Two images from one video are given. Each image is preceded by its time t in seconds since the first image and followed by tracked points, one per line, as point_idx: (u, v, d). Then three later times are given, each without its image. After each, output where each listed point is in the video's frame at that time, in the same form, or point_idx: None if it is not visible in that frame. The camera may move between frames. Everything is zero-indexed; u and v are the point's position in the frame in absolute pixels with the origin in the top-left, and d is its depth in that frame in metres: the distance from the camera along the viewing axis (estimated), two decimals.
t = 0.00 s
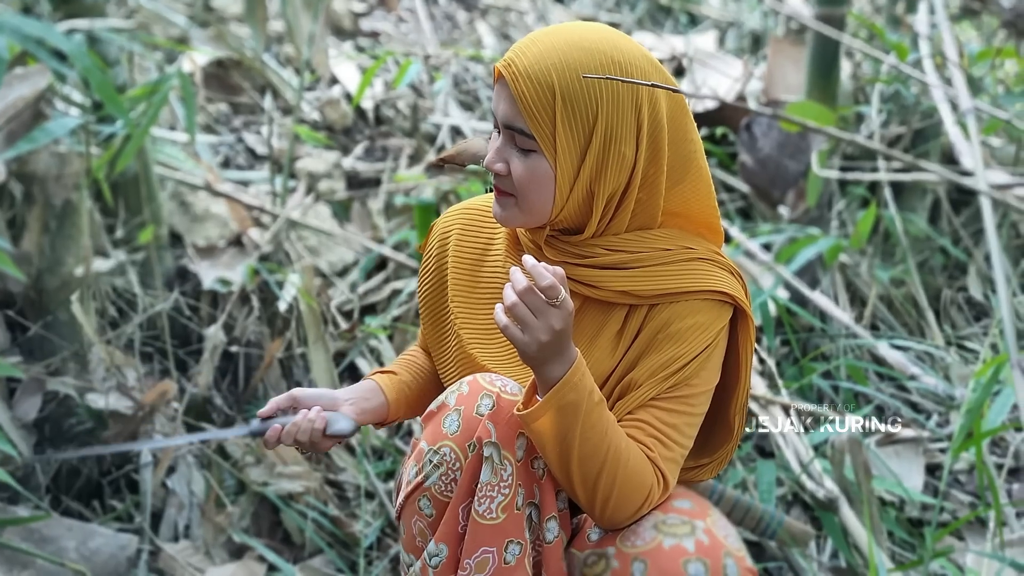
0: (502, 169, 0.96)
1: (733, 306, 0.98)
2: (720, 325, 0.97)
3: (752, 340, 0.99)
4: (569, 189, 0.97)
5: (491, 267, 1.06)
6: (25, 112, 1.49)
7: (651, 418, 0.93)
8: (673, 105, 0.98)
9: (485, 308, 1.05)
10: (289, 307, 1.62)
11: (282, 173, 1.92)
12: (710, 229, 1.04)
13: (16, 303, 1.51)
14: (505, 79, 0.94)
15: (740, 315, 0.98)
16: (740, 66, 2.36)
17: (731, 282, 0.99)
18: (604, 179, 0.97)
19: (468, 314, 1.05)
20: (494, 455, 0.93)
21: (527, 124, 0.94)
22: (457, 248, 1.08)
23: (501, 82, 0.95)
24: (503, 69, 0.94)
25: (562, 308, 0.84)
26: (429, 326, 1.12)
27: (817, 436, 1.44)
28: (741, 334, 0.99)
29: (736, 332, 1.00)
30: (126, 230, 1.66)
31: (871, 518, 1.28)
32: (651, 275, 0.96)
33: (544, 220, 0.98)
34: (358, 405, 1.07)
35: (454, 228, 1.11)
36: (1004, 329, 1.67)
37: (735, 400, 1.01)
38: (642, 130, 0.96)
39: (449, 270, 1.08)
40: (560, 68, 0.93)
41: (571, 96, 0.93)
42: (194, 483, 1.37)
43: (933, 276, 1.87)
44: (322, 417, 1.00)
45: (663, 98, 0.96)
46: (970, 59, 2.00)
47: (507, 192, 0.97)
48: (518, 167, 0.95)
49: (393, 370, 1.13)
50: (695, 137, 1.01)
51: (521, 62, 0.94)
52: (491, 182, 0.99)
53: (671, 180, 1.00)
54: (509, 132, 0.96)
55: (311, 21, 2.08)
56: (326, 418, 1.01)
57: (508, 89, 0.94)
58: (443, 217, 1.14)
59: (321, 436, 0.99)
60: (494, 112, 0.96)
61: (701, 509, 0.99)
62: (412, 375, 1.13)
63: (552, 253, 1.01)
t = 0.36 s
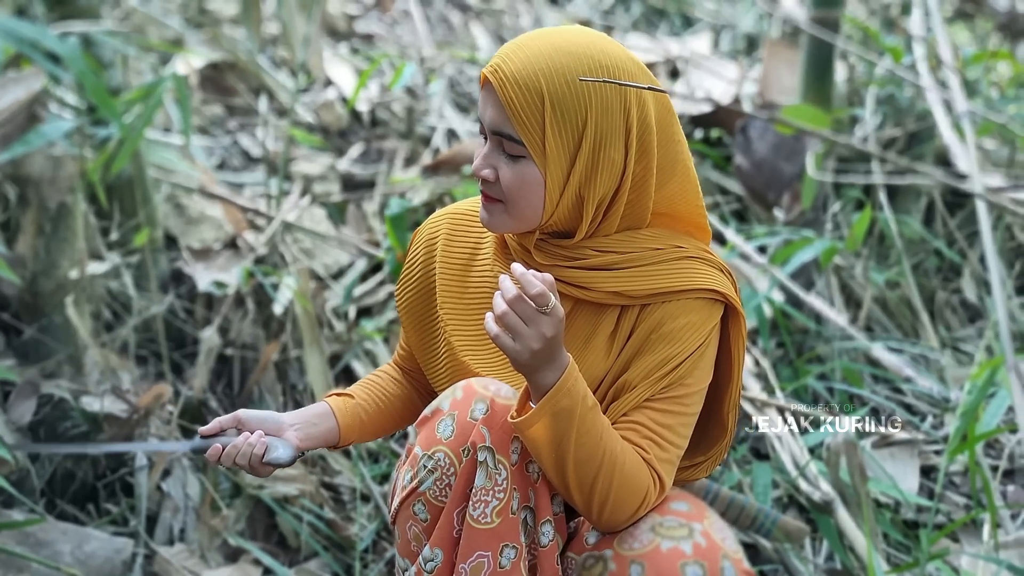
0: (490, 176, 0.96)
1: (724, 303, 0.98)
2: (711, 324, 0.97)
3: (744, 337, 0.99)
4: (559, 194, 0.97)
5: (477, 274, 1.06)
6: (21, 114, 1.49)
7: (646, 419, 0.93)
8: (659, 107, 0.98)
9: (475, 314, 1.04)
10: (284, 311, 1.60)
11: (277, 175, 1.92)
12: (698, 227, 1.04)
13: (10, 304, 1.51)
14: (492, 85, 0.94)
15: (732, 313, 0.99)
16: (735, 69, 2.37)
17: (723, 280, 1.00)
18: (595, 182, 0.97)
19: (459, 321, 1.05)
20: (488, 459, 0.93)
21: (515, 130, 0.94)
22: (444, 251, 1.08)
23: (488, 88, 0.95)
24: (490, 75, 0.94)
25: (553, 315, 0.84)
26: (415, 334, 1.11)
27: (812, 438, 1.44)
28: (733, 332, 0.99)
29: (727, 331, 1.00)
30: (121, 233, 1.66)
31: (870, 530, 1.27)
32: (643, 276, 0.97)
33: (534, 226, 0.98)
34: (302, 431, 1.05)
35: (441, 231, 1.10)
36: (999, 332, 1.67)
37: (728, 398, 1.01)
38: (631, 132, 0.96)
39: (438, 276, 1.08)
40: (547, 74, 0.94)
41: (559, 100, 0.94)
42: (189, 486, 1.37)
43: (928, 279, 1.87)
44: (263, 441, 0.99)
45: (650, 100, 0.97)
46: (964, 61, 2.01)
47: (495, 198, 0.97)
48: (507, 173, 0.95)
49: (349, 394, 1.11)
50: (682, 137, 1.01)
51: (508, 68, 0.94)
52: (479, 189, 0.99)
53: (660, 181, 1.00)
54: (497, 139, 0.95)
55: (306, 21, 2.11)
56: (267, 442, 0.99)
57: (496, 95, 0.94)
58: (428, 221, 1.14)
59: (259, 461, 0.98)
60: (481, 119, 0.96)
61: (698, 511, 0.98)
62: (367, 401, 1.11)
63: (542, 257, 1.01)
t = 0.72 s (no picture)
0: (478, 177, 0.96)
1: (717, 300, 0.98)
2: (704, 321, 0.97)
3: (737, 333, 0.99)
4: (548, 194, 0.97)
5: (470, 275, 1.06)
6: (19, 111, 1.48)
7: (639, 418, 0.94)
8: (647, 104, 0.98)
9: (467, 314, 1.05)
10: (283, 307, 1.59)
11: (274, 173, 1.92)
12: (689, 223, 1.04)
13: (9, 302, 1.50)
14: (478, 86, 0.94)
15: (724, 309, 0.99)
16: (732, 66, 2.37)
17: (715, 276, 1.00)
18: (584, 180, 0.97)
19: (451, 321, 1.05)
20: (481, 455, 0.93)
21: (502, 130, 0.94)
22: (437, 251, 1.08)
23: (474, 89, 0.95)
24: (476, 76, 0.94)
25: (538, 320, 0.84)
26: (409, 335, 1.11)
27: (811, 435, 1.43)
28: (726, 327, 0.99)
29: (720, 326, 1.00)
30: (118, 231, 1.65)
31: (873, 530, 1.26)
32: (634, 275, 0.97)
33: (524, 226, 0.98)
34: (306, 446, 1.04)
35: (434, 231, 1.10)
36: (996, 328, 1.68)
37: (722, 394, 1.01)
38: (619, 130, 0.96)
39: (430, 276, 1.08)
40: (533, 74, 0.93)
41: (545, 100, 0.93)
42: (188, 483, 1.36)
43: (925, 275, 1.87)
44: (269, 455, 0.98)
45: (637, 97, 0.96)
46: (960, 59, 2.01)
47: (484, 200, 0.97)
48: (495, 174, 0.95)
49: (349, 403, 1.11)
50: (671, 134, 1.01)
51: (494, 68, 0.94)
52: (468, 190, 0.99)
53: (649, 178, 1.00)
54: (484, 138, 0.95)
55: (303, 19, 2.13)
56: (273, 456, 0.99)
57: (482, 97, 0.94)
58: (421, 221, 1.14)
59: (264, 475, 0.97)
60: (467, 119, 0.96)
61: (694, 509, 0.99)
62: (367, 407, 1.11)
63: (533, 256, 1.01)
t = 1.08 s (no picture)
0: (466, 180, 0.96)
1: (709, 296, 0.98)
2: (696, 317, 0.97)
3: (729, 328, 0.99)
4: (536, 196, 0.97)
5: (466, 279, 1.06)
6: (15, 112, 1.48)
7: (633, 416, 0.94)
8: (632, 102, 0.98)
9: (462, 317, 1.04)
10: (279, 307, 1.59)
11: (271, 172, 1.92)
12: (680, 220, 1.04)
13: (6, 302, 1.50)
14: (463, 90, 0.94)
15: (716, 305, 0.99)
16: (729, 66, 2.37)
17: (706, 272, 0.99)
18: (572, 181, 0.97)
19: (445, 324, 1.05)
20: (479, 455, 0.93)
21: (487, 134, 0.94)
22: (430, 255, 1.08)
23: (459, 94, 0.95)
24: (460, 81, 0.94)
25: (524, 321, 0.85)
26: (405, 341, 1.11)
27: (807, 435, 1.43)
28: (718, 323, 0.99)
29: (712, 322, 1.00)
30: (115, 231, 1.65)
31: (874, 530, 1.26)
32: (625, 273, 0.97)
33: (512, 229, 0.98)
34: (319, 461, 1.04)
35: (426, 237, 1.10)
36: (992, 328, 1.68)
37: (716, 390, 1.01)
38: (605, 129, 0.96)
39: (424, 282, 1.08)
40: (517, 76, 0.93)
41: (529, 102, 0.93)
42: (185, 484, 1.36)
43: (921, 276, 1.88)
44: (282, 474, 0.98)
45: (621, 96, 0.96)
46: (956, 59, 2.02)
47: (472, 204, 0.97)
48: (482, 178, 0.96)
49: (357, 415, 1.10)
50: (657, 131, 1.00)
51: (477, 72, 0.94)
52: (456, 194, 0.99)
53: (638, 176, 1.00)
54: (470, 142, 0.95)
55: (300, 19, 2.12)
56: (286, 475, 0.99)
57: (467, 101, 0.94)
58: (413, 227, 1.14)
59: (278, 494, 0.97)
60: (453, 123, 0.96)
61: (691, 508, 0.99)
62: (373, 417, 1.11)
63: (524, 258, 1.01)
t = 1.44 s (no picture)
0: (461, 181, 0.96)
1: (706, 294, 0.98)
2: (694, 316, 0.97)
3: (727, 327, 0.99)
4: (531, 196, 0.97)
5: (462, 281, 1.05)
6: (13, 113, 1.48)
7: (633, 416, 0.93)
8: (626, 101, 0.98)
9: (459, 319, 1.04)
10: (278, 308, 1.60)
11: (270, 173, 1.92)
12: (676, 219, 1.04)
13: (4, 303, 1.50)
14: (456, 90, 0.94)
15: (714, 304, 0.99)
16: (727, 67, 2.38)
17: (703, 270, 1.00)
18: (568, 181, 0.97)
19: (442, 325, 1.04)
20: (478, 456, 0.94)
21: (482, 135, 0.94)
22: (426, 257, 1.08)
23: (453, 94, 0.95)
24: (454, 81, 0.93)
25: (526, 323, 0.84)
26: (400, 342, 1.11)
27: (806, 435, 1.43)
28: (716, 322, 0.99)
29: (710, 321, 1.00)
30: (114, 232, 1.65)
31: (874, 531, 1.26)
32: (623, 273, 0.97)
33: (508, 230, 0.98)
34: (305, 458, 1.04)
35: (422, 238, 1.10)
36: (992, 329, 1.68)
37: (714, 390, 1.02)
38: (599, 129, 0.96)
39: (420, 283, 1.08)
40: (510, 77, 0.93)
41: (523, 102, 0.94)
42: (183, 485, 1.36)
43: (919, 276, 1.88)
44: (266, 468, 0.98)
45: (616, 96, 0.96)
46: (955, 59, 2.02)
47: (467, 205, 0.97)
48: (477, 178, 0.95)
49: (348, 414, 1.10)
50: (652, 130, 1.00)
51: (471, 73, 0.94)
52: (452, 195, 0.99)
53: (634, 175, 1.00)
54: (465, 143, 0.95)
55: (299, 20, 2.12)
56: (271, 470, 0.99)
57: (461, 101, 0.94)
58: (409, 229, 1.14)
59: (262, 488, 0.97)
60: (448, 124, 0.96)
61: (691, 509, 0.99)
62: (364, 418, 1.10)
63: (521, 259, 1.01)
